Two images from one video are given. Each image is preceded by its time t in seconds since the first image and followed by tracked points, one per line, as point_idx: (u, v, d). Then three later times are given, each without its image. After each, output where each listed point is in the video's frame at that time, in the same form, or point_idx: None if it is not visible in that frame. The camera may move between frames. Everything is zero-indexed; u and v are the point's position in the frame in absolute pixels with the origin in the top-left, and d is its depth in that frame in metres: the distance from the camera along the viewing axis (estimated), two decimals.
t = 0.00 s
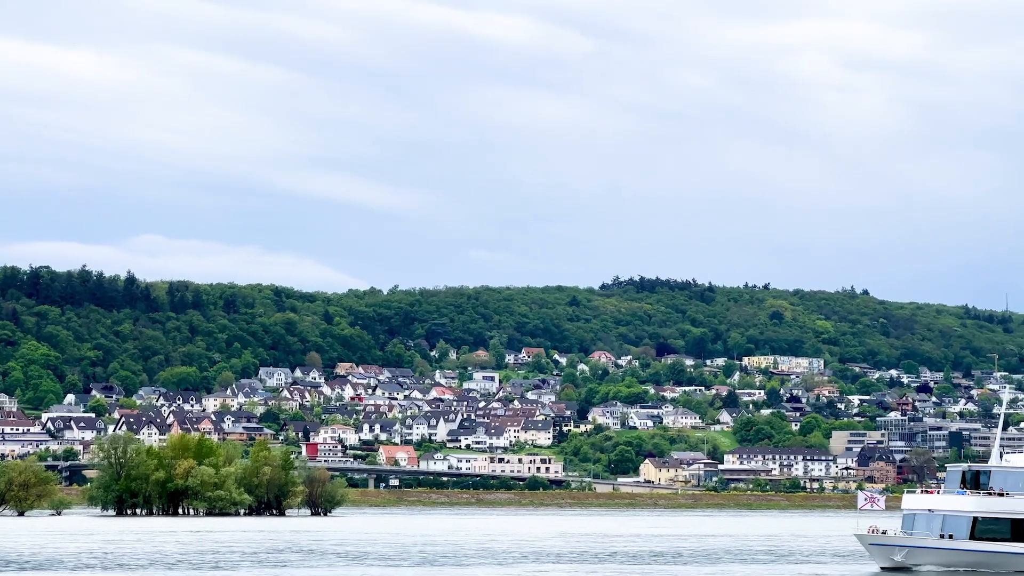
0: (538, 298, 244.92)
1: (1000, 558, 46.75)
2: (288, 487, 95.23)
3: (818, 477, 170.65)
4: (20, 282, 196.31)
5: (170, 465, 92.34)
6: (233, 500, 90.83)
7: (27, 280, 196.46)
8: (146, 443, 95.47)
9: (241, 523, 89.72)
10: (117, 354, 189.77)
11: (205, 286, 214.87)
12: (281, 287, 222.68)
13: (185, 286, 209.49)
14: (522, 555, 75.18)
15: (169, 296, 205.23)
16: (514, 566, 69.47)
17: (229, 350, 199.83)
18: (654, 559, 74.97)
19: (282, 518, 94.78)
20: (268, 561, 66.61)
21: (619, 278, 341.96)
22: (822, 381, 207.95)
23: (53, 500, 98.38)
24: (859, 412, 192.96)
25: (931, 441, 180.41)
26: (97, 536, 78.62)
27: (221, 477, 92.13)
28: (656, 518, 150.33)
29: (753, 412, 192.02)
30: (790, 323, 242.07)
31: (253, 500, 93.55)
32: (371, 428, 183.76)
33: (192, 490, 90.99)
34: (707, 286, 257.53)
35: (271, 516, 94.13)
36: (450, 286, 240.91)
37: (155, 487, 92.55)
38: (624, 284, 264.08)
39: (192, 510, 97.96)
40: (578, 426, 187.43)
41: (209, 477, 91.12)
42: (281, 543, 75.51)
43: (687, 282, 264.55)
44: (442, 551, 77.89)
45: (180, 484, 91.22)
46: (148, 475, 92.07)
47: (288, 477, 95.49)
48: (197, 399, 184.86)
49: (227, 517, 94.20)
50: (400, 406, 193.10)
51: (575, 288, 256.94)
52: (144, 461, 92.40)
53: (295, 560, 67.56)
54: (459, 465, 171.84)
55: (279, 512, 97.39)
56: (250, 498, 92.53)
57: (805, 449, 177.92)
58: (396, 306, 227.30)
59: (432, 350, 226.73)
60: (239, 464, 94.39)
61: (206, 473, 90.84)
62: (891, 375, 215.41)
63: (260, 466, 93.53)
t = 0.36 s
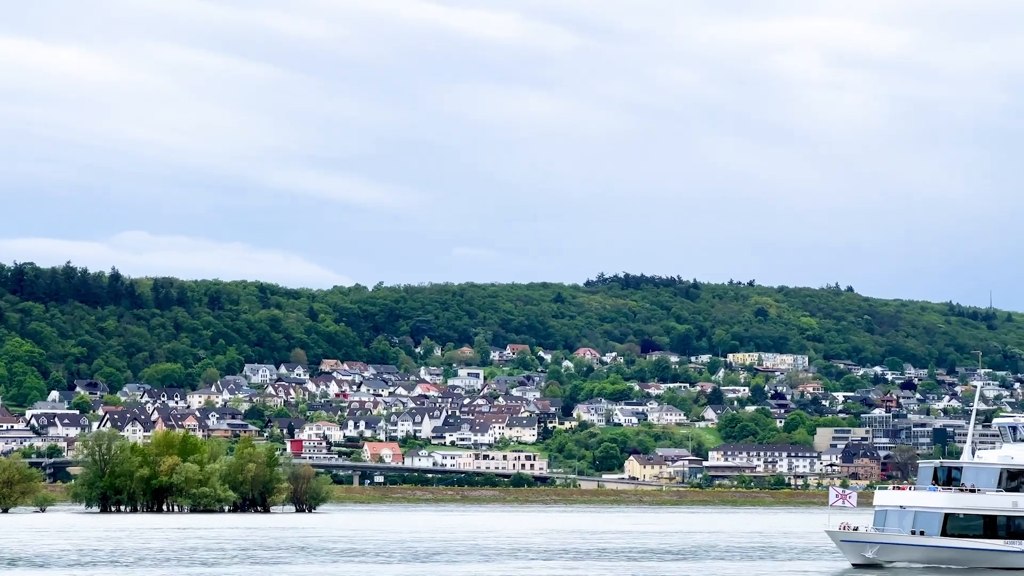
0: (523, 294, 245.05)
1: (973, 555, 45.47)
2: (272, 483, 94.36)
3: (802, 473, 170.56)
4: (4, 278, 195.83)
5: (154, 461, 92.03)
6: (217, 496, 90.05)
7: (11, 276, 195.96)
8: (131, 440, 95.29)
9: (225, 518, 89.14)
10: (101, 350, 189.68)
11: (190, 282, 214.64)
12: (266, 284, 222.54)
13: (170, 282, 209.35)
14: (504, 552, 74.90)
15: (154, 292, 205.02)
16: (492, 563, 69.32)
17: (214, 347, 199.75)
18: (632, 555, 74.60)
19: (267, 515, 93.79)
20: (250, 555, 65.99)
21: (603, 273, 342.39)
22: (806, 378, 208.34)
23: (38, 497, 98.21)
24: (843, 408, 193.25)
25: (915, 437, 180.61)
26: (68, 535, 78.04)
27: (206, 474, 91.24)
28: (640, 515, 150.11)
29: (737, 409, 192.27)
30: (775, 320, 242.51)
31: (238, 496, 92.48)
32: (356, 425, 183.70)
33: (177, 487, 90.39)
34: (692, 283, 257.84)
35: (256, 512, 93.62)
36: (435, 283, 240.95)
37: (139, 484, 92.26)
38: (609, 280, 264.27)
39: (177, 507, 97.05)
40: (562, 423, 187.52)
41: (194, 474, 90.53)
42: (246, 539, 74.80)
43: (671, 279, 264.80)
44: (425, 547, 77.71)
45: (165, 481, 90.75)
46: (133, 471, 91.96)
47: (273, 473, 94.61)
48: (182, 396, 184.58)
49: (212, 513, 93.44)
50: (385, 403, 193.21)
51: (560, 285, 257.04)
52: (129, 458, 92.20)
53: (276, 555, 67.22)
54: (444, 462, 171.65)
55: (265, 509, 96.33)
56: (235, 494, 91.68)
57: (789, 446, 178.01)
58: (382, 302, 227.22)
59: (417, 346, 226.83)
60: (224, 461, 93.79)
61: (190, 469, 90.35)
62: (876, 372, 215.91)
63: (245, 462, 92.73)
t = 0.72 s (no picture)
0: (509, 293, 245.02)
1: (946, 553, 45.17)
2: (258, 482, 94.00)
3: (788, 472, 170.29)
4: None
5: (140, 460, 91.49)
6: (203, 495, 89.60)
7: None
8: (117, 439, 95.12)
9: (212, 517, 88.37)
10: (87, 349, 189.56)
11: (176, 281, 214.43)
12: (252, 283, 222.42)
13: (156, 281, 209.23)
14: (485, 551, 74.69)
15: (140, 291, 204.82)
16: (472, 561, 69.14)
17: (200, 346, 199.63)
18: (611, 554, 74.27)
19: (254, 514, 93.32)
20: (230, 554, 65.47)
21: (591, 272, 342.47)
22: (793, 377, 208.63)
23: (23, 496, 97.97)
24: (830, 407, 193.49)
25: (901, 436, 180.83)
26: (47, 533, 77.71)
27: (192, 473, 90.73)
28: (628, 514, 149.85)
29: (724, 408, 192.40)
30: (761, 319, 242.80)
31: (224, 495, 92.06)
32: (342, 424, 183.59)
33: (163, 485, 89.86)
34: (678, 282, 257.93)
35: (243, 511, 92.93)
36: (421, 282, 240.95)
37: (125, 482, 91.88)
38: (595, 280, 264.34)
39: (163, 506, 96.53)
40: (549, 422, 187.61)
41: (180, 473, 90.00)
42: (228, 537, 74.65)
43: (657, 277, 264.97)
44: (410, 546, 77.47)
45: (151, 480, 90.32)
46: (118, 470, 91.62)
47: (259, 472, 94.29)
48: (168, 395, 184.35)
49: (198, 512, 92.96)
50: (371, 402, 193.34)
51: (546, 284, 257.07)
52: (115, 457, 91.65)
53: (258, 553, 66.76)
54: (431, 460, 171.39)
55: (251, 508, 95.81)
56: (221, 493, 91.23)
57: (775, 445, 178.01)
58: (368, 301, 227.26)
59: (404, 345, 226.93)
60: (210, 460, 93.47)
61: (176, 468, 89.92)
62: (862, 370, 216.19)
63: (231, 461, 92.50)
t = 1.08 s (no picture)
0: (496, 292, 245.05)
1: (920, 551, 44.86)
2: (245, 481, 93.67)
3: (775, 470, 170.16)
4: None
5: (127, 459, 91.12)
6: (190, 494, 89.21)
7: None
8: (104, 439, 94.89)
9: (199, 517, 87.84)
10: (74, 348, 189.31)
11: (163, 280, 214.24)
12: (239, 282, 222.29)
13: (142, 280, 209.06)
14: (467, 550, 74.50)
15: (126, 291, 204.63)
16: (452, 560, 68.91)
17: (187, 345, 199.52)
18: (590, 553, 73.90)
19: (241, 513, 92.93)
20: (211, 553, 65.07)
21: (579, 272, 342.55)
22: (780, 375, 208.99)
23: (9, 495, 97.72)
24: (816, 406, 193.75)
25: (887, 435, 180.96)
26: (26, 532, 77.43)
27: (179, 472, 90.32)
28: (616, 514, 149.63)
29: (710, 407, 192.49)
30: (748, 318, 243.01)
31: (211, 495, 91.70)
32: (329, 423, 183.45)
33: (149, 485, 89.51)
34: (665, 281, 257.91)
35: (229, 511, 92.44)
36: (408, 281, 240.94)
37: (111, 482, 91.45)
38: (582, 279, 264.48)
39: (151, 505, 96.10)
40: (536, 421, 187.65)
41: (165, 472, 89.64)
42: (210, 536, 74.37)
43: (645, 277, 265.16)
44: (394, 545, 77.28)
45: (137, 479, 89.95)
46: (105, 469, 91.26)
47: (246, 471, 93.93)
48: (155, 394, 184.16)
49: (185, 511, 92.46)
50: (358, 401, 193.38)
51: (534, 284, 257.27)
52: (103, 455, 91.48)
53: (241, 552, 66.34)
54: (418, 459, 171.15)
55: (238, 507, 95.39)
56: (208, 492, 90.85)
57: (762, 444, 177.96)
58: (355, 300, 227.36)
59: (390, 344, 227.02)
60: (197, 459, 93.16)
61: (163, 467, 89.57)
62: (848, 370, 216.41)
63: (218, 460, 92.15)
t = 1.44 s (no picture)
0: (483, 291, 245.08)
1: (896, 551, 44.76)
2: (232, 480, 93.53)
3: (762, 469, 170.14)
4: None
5: (114, 458, 90.83)
6: (177, 493, 89.02)
7: None
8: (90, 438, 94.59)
9: (186, 515, 87.63)
10: (60, 347, 189.01)
11: (149, 279, 214.03)
12: (226, 280, 222.15)
13: (129, 279, 208.83)
14: (450, 549, 74.39)
15: (113, 289, 204.42)
16: (435, 558, 68.76)
17: (173, 344, 199.32)
18: (571, 552, 73.83)
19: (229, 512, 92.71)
20: (193, 552, 64.68)
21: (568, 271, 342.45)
22: (767, 374, 209.36)
23: None
24: (803, 404, 193.93)
25: (874, 433, 181.23)
26: (8, 532, 77.24)
27: (166, 471, 90.09)
28: (604, 512, 149.54)
29: (697, 406, 192.57)
30: (735, 317, 243.17)
31: (198, 494, 91.50)
32: (316, 422, 183.28)
33: (135, 484, 89.32)
34: (652, 279, 257.85)
35: (216, 509, 92.10)
36: (395, 280, 240.88)
37: (98, 481, 91.00)
38: (569, 278, 264.58)
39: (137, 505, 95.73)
40: (523, 420, 187.65)
41: (152, 471, 89.45)
42: (197, 535, 73.99)
43: (632, 276, 265.31)
44: (375, 544, 77.17)
45: (124, 478, 89.58)
46: (92, 468, 90.80)
47: (233, 471, 93.79)
48: (142, 393, 183.96)
49: (172, 509, 92.02)
50: (345, 399, 193.36)
51: (521, 283, 257.49)
52: (89, 454, 91.17)
53: (225, 550, 66.00)
54: (405, 458, 171.06)
55: (224, 507, 95.20)
56: (195, 491, 90.65)
57: (749, 442, 177.90)
58: (342, 299, 227.46)
59: (377, 343, 227.02)
60: (184, 458, 92.80)
61: (150, 466, 89.35)
62: (835, 368, 216.63)
63: (205, 459, 91.93)
